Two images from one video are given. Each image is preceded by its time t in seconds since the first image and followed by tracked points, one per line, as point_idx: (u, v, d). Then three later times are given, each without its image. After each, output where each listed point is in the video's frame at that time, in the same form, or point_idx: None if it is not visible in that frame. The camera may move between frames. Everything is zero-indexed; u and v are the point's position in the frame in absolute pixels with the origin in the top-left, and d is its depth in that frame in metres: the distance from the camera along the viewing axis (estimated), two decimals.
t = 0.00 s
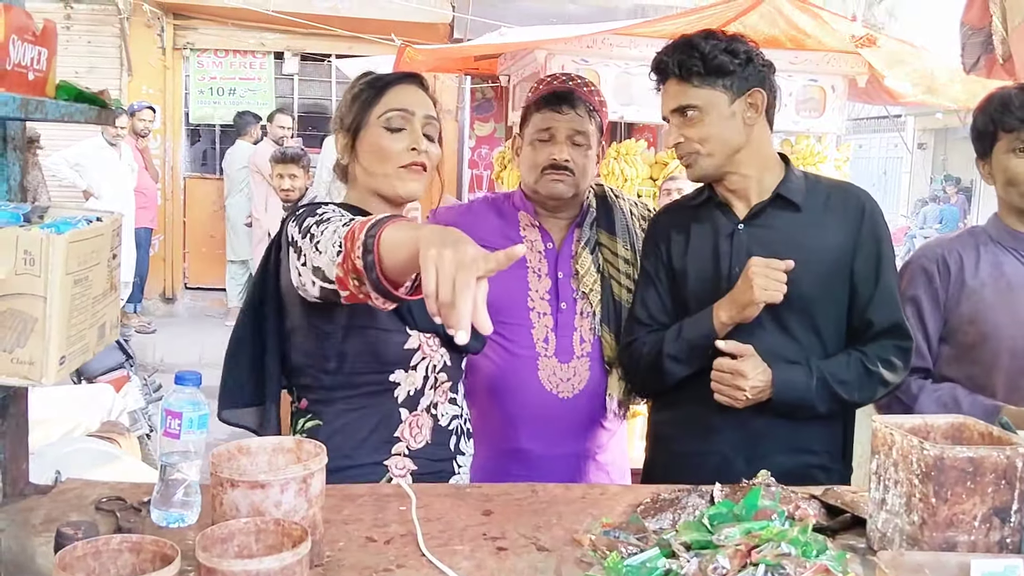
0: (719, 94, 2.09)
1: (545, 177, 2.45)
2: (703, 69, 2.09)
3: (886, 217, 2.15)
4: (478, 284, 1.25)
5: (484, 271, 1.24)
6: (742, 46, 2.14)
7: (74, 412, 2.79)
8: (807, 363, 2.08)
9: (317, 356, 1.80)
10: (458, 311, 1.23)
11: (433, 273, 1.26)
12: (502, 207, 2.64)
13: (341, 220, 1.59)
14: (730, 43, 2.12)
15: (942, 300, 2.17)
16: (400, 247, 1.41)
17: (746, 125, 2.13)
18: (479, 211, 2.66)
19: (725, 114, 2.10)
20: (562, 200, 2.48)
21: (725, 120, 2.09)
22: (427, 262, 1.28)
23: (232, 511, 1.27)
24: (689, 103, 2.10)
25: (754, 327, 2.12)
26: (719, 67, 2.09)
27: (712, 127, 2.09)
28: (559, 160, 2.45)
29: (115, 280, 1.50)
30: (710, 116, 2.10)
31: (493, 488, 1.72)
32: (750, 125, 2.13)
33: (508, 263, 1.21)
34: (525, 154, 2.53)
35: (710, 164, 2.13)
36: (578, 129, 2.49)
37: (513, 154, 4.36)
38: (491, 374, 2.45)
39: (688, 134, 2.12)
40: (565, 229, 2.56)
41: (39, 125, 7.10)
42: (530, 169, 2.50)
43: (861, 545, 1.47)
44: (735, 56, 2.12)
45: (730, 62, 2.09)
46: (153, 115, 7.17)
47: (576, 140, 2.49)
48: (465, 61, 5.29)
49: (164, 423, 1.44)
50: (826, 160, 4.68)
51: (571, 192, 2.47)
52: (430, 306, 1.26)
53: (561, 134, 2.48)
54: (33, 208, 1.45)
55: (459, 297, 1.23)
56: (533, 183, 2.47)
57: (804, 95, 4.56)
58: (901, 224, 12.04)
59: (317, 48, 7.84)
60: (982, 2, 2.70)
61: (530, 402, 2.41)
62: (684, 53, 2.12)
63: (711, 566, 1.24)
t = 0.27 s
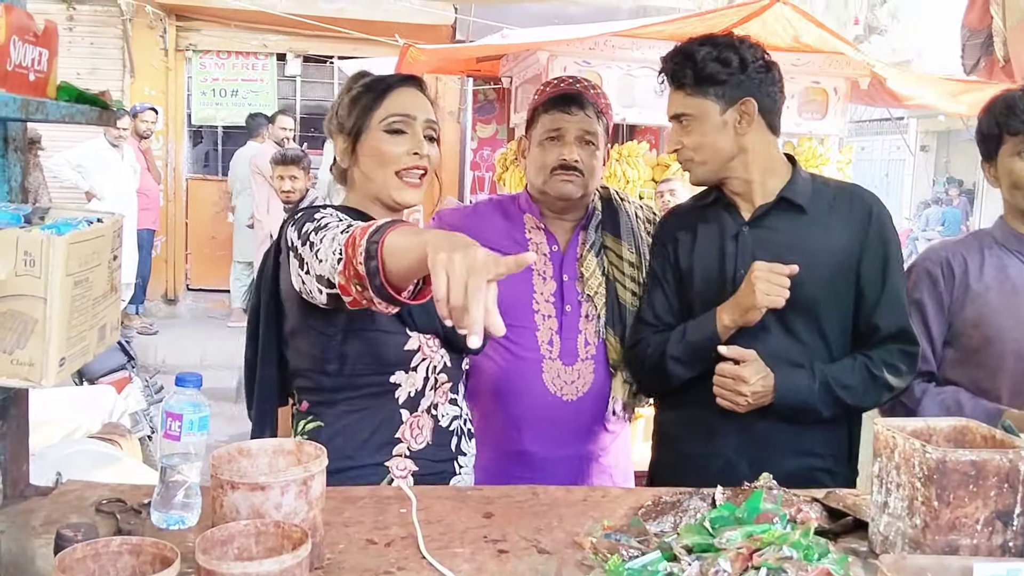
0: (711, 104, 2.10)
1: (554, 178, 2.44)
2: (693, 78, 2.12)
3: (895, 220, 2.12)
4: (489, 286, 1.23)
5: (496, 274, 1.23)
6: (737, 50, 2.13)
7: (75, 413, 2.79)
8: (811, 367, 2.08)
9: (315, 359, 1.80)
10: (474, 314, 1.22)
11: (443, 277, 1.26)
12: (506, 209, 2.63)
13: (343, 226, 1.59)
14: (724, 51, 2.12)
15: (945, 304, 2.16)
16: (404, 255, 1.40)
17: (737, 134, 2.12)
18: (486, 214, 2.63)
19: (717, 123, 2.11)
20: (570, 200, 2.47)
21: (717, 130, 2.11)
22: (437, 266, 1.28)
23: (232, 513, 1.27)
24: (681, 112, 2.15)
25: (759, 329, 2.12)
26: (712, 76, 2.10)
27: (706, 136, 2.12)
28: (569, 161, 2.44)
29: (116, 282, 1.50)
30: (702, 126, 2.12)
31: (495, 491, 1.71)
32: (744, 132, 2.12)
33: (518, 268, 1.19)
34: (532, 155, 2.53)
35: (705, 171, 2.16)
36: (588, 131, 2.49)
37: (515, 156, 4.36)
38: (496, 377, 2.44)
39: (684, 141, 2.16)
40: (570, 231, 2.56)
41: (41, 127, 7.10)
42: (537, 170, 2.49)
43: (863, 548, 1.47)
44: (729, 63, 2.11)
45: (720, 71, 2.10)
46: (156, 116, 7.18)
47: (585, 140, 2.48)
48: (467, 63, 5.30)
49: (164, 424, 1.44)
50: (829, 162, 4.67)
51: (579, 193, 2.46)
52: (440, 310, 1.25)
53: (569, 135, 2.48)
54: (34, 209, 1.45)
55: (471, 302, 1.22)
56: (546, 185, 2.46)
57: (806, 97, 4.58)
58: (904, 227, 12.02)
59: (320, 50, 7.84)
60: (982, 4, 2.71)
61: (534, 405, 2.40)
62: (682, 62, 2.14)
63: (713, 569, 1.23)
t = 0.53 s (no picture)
0: (724, 104, 2.10)
1: (564, 177, 2.44)
2: (705, 78, 2.11)
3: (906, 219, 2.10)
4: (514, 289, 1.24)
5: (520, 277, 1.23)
6: (752, 50, 2.12)
7: (79, 414, 2.80)
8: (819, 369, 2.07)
9: (312, 359, 1.80)
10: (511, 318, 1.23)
11: (469, 281, 1.26)
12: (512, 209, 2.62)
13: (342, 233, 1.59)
14: (736, 51, 2.10)
15: (952, 303, 2.15)
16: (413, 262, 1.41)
17: (749, 134, 2.11)
18: (490, 213, 2.64)
19: (728, 124, 2.10)
20: (578, 200, 2.47)
21: (728, 131, 2.10)
22: (462, 271, 1.27)
23: (235, 513, 1.27)
24: (694, 112, 2.15)
25: (767, 330, 2.11)
26: (725, 77, 2.09)
27: (718, 137, 2.11)
28: (579, 161, 2.44)
29: (119, 282, 1.50)
30: (715, 127, 2.11)
31: (498, 491, 1.71)
32: (756, 133, 2.10)
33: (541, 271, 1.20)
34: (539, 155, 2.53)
35: (718, 170, 2.16)
36: (596, 131, 2.50)
37: (518, 156, 4.36)
38: (500, 376, 2.45)
39: (697, 141, 2.16)
40: (574, 231, 2.57)
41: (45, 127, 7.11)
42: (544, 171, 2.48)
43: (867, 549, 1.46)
44: (742, 63, 2.10)
45: (732, 72, 2.08)
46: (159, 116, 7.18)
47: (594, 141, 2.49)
48: (470, 63, 5.29)
49: (167, 425, 1.44)
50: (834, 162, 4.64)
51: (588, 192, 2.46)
52: (466, 315, 1.24)
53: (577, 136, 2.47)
54: (37, 209, 1.45)
55: (499, 305, 1.23)
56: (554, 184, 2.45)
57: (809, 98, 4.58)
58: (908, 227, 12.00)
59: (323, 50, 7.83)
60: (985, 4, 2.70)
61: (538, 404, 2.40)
62: (697, 63, 2.13)
63: (717, 569, 1.23)
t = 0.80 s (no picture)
0: (739, 103, 2.09)
1: (558, 177, 2.44)
2: (720, 76, 2.11)
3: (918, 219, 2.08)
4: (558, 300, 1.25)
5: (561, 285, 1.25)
6: (769, 49, 2.11)
7: (80, 413, 2.81)
8: (824, 372, 2.07)
9: (306, 366, 1.81)
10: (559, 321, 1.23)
11: (511, 297, 1.24)
12: (513, 210, 2.61)
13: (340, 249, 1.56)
14: (751, 49, 2.10)
15: (954, 304, 2.13)
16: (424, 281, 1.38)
17: (762, 133, 2.10)
18: (490, 213, 2.63)
19: (741, 123, 2.10)
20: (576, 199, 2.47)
21: (742, 130, 2.10)
22: (502, 286, 1.26)
23: (235, 513, 1.27)
24: (708, 110, 2.15)
25: (775, 331, 2.12)
26: (741, 75, 2.08)
27: (731, 135, 2.11)
28: (574, 160, 2.43)
29: (119, 281, 1.50)
30: (729, 124, 2.11)
31: (499, 490, 1.71)
32: (770, 133, 2.10)
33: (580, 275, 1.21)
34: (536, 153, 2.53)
35: (732, 170, 2.16)
36: (592, 130, 2.48)
37: (519, 154, 4.36)
38: (503, 374, 2.45)
39: (711, 139, 2.16)
40: (575, 230, 2.58)
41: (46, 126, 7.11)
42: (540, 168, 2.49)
43: (869, 548, 1.46)
44: (758, 62, 2.09)
45: (746, 70, 2.08)
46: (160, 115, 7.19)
47: (589, 140, 2.48)
48: (471, 62, 5.29)
49: (168, 424, 1.43)
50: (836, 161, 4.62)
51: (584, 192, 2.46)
52: (516, 330, 1.23)
53: (574, 134, 2.47)
54: (37, 208, 1.45)
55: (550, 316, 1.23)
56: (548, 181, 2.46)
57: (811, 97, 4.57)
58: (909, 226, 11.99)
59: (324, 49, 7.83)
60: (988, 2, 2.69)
61: (540, 402, 2.40)
62: (713, 61, 2.13)
63: (718, 569, 1.22)
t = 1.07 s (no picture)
0: (748, 102, 2.08)
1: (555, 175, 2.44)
2: (729, 75, 2.11)
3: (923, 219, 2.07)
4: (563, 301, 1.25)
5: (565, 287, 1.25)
6: (778, 49, 2.10)
7: (81, 412, 2.81)
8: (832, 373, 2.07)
9: (299, 368, 1.81)
10: (565, 325, 1.24)
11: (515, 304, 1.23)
12: (513, 208, 2.61)
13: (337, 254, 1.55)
14: (762, 49, 2.08)
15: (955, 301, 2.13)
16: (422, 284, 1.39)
17: (773, 133, 2.10)
18: (491, 212, 2.62)
19: (748, 123, 2.09)
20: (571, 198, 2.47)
21: (750, 130, 2.09)
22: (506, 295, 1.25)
23: (236, 511, 1.27)
24: (716, 109, 2.14)
25: (779, 329, 2.13)
26: (750, 75, 2.07)
27: (740, 133, 2.11)
28: (569, 159, 2.43)
29: (119, 280, 1.50)
30: (738, 123, 2.10)
31: (500, 489, 1.71)
32: (777, 134, 2.09)
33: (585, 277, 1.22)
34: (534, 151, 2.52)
35: (738, 168, 2.16)
36: (588, 127, 2.48)
37: (520, 153, 4.36)
38: (503, 371, 2.45)
39: (719, 137, 2.15)
40: (577, 227, 2.57)
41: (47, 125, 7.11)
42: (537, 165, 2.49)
43: (870, 546, 1.46)
44: (767, 62, 2.08)
45: (756, 70, 2.07)
46: (160, 114, 7.19)
47: (585, 137, 2.47)
48: (472, 60, 5.29)
49: (168, 423, 1.43)
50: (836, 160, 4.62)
51: (581, 190, 2.46)
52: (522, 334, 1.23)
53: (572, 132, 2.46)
54: (36, 207, 1.45)
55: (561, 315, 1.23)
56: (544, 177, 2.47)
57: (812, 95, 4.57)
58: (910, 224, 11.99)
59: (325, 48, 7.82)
60: None
61: (540, 400, 2.40)
62: (724, 59, 2.12)
63: (718, 567, 1.22)
